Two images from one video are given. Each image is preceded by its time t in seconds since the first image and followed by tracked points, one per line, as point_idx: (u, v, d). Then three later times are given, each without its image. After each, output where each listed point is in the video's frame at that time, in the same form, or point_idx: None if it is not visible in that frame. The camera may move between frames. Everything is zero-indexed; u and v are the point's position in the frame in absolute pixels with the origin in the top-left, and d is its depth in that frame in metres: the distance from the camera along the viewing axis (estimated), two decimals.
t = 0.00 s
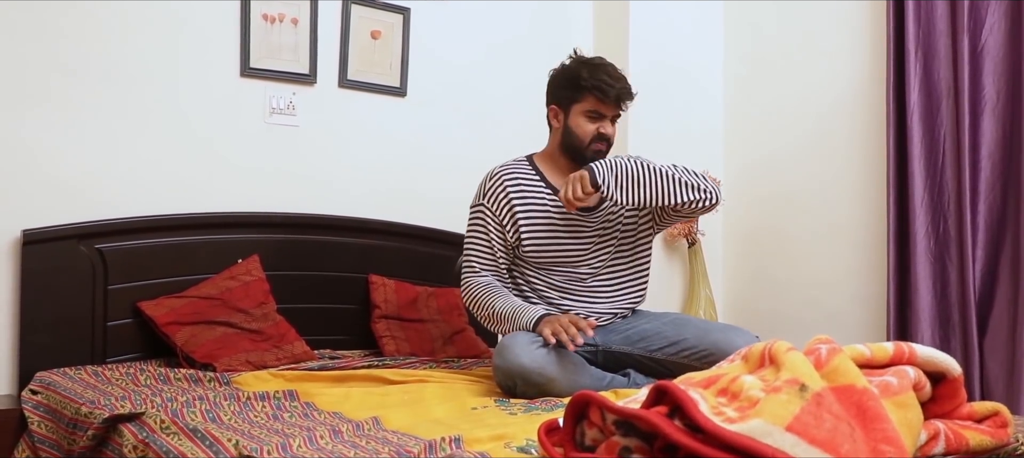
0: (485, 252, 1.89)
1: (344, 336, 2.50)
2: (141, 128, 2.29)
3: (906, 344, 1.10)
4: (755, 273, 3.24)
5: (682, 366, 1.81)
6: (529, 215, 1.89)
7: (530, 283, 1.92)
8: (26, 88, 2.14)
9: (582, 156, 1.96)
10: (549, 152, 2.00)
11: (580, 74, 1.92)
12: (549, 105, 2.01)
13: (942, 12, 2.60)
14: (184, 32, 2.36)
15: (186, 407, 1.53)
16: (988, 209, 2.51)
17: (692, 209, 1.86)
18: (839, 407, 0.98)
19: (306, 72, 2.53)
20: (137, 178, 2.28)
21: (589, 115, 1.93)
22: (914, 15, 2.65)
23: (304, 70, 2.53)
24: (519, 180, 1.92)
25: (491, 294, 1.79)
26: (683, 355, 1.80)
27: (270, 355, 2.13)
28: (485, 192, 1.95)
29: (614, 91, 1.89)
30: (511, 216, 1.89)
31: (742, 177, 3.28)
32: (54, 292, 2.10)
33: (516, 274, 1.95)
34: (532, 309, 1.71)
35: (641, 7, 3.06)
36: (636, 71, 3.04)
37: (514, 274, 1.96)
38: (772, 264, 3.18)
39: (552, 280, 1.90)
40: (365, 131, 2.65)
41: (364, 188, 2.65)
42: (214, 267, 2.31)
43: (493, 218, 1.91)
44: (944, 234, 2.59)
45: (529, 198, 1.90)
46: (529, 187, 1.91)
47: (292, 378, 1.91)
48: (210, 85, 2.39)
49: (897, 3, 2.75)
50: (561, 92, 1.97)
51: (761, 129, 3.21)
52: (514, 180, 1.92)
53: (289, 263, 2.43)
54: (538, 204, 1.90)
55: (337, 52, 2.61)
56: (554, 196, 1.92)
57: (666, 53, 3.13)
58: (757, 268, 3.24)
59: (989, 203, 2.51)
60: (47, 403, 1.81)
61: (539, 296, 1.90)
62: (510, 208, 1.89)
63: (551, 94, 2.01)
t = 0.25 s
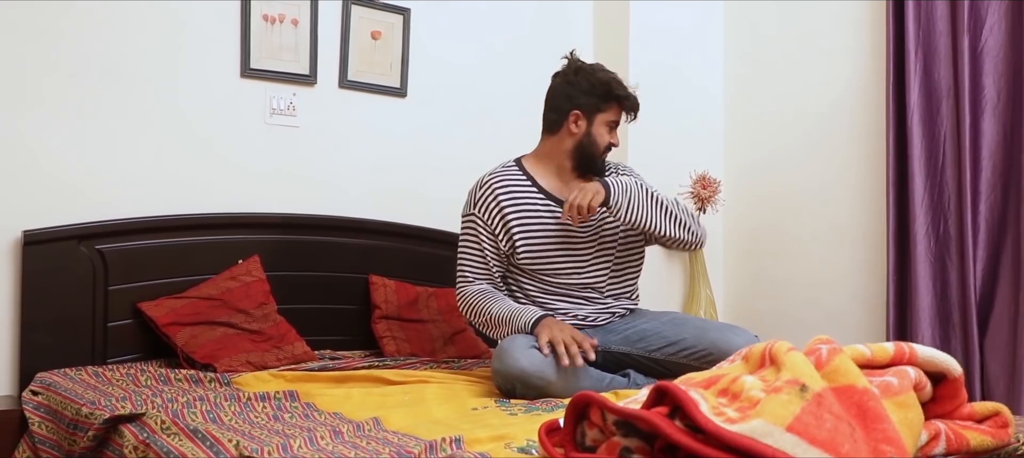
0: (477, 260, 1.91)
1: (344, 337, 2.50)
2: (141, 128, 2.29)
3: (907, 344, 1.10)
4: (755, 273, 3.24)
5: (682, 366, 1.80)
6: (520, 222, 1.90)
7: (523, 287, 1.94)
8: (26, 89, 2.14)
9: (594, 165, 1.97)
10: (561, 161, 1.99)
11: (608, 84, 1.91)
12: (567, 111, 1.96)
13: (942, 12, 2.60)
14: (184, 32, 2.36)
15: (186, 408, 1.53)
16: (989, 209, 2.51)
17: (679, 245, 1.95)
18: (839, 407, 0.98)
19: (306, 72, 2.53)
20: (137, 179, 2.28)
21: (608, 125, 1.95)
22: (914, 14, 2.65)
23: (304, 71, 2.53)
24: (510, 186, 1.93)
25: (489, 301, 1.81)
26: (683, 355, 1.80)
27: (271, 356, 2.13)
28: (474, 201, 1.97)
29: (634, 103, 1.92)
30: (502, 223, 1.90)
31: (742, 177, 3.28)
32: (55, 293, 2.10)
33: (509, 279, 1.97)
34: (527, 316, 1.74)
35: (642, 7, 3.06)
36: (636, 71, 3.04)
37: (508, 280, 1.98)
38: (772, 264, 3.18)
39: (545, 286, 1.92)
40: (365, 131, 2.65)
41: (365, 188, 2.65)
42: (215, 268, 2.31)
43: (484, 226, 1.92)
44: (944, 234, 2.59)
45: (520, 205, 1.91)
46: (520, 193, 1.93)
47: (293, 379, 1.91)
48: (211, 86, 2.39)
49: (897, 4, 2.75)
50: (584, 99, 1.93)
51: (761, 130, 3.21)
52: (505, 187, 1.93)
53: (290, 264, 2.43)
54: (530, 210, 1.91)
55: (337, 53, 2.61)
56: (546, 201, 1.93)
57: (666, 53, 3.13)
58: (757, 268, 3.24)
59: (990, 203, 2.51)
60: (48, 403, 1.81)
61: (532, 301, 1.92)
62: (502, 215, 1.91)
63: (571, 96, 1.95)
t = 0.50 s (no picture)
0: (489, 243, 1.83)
1: (345, 337, 2.50)
2: (142, 128, 2.29)
3: (907, 344, 1.10)
4: (755, 273, 3.24)
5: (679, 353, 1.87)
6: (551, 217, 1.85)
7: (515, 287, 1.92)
8: (27, 88, 2.14)
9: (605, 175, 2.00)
10: (581, 168, 1.94)
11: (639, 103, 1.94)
12: (599, 120, 1.91)
13: (942, 12, 2.60)
14: (184, 32, 2.36)
15: (186, 408, 1.53)
16: (989, 209, 2.51)
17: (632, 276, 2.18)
18: (839, 408, 0.98)
19: (306, 72, 2.53)
20: (137, 179, 2.28)
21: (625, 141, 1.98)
22: (914, 14, 2.65)
23: (304, 71, 2.53)
24: (537, 184, 1.85)
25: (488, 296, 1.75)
26: (680, 343, 1.86)
27: (271, 356, 2.13)
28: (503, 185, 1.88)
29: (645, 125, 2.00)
30: (526, 216, 1.83)
31: (742, 177, 3.28)
32: (55, 292, 2.10)
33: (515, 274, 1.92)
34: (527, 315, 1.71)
35: (642, 7, 3.05)
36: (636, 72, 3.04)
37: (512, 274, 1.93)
38: (772, 264, 3.18)
39: (546, 287, 1.90)
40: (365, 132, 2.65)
41: (365, 188, 2.65)
42: (215, 268, 2.31)
43: (510, 214, 1.83)
44: (944, 234, 2.59)
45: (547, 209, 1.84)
46: (547, 192, 1.86)
47: (293, 379, 1.91)
48: (211, 86, 2.39)
49: (897, 4, 2.75)
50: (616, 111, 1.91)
51: (761, 130, 3.21)
52: (533, 185, 1.84)
53: (290, 264, 2.43)
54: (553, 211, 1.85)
55: (338, 53, 2.61)
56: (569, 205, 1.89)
57: (667, 54, 3.13)
58: (757, 268, 3.24)
59: (990, 203, 2.51)
60: (48, 403, 1.81)
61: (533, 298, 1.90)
62: (534, 206, 1.84)
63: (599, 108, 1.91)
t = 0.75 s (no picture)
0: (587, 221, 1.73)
1: (345, 337, 2.50)
2: (142, 129, 2.29)
3: (907, 344, 1.10)
4: (755, 273, 3.24)
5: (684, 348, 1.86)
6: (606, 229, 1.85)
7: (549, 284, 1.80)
8: (26, 89, 2.14)
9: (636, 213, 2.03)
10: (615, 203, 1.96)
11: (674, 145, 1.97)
12: (635, 161, 1.94)
13: (942, 12, 2.60)
14: (184, 32, 2.36)
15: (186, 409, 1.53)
16: (989, 209, 2.51)
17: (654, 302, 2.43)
18: (839, 408, 0.98)
19: (306, 73, 2.53)
20: (137, 179, 2.28)
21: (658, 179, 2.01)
22: (914, 14, 2.65)
23: (304, 71, 2.53)
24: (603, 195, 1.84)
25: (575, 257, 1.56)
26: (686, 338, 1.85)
27: (271, 356, 2.13)
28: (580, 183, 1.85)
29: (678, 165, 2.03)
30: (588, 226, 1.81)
31: (742, 177, 3.28)
32: (54, 293, 2.10)
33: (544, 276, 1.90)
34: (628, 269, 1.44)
35: (642, 8, 3.06)
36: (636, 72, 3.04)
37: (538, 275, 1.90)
38: (773, 264, 3.18)
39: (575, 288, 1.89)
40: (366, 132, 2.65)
41: (365, 189, 2.65)
42: (215, 268, 2.31)
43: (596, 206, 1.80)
44: (944, 235, 2.59)
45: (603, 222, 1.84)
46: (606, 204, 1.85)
47: (293, 379, 1.91)
48: (211, 86, 2.39)
49: (897, 5, 2.75)
50: (653, 154, 1.95)
51: (761, 130, 3.21)
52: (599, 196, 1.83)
53: (290, 264, 2.43)
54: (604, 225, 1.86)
55: (337, 53, 2.61)
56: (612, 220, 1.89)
57: (667, 54, 3.14)
58: (757, 267, 3.24)
59: (990, 203, 2.51)
60: (47, 404, 1.81)
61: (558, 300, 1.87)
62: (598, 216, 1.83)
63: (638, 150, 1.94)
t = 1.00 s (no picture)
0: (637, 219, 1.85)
1: (344, 336, 2.50)
2: (142, 126, 2.29)
3: (905, 346, 1.10)
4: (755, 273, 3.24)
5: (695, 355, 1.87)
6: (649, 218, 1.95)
7: (601, 280, 1.91)
8: (26, 86, 2.14)
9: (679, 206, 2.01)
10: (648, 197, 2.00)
11: (707, 133, 1.95)
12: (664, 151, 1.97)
13: (942, 14, 2.60)
14: (184, 30, 2.36)
15: (184, 406, 1.53)
16: (988, 211, 2.51)
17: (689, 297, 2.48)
18: (837, 409, 0.98)
19: (306, 71, 2.53)
20: (137, 177, 2.28)
21: (700, 172, 1.99)
22: (914, 16, 2.65)
23: (304, 70, 2.53)
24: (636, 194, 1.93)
25: (670, 235, 1.75)
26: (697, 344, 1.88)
27: (270, 354, 2.13)
28: (620, 176, 1.92)
29: (724, 153, 1.99)
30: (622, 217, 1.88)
31: (742, 177, 3.28)
32: (53, 290, 2.10)
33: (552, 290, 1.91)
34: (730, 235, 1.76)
35: (642, 9, 3.05)
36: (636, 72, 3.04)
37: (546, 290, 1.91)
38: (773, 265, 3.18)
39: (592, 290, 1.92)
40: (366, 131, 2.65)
41: (365, 188, 2.65)
42: (214, 267, 2.31)
43: (639, 197, 1.90)
44: (943, 237, 2.59)
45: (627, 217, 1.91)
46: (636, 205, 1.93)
47: (292, 378, 1.91)
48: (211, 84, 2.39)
49: (898, 7, 2.75)
50: (682, 144, 1.96)
51: (762, 130, 3.22)
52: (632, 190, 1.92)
53: (289, 263, 2.43)
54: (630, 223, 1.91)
55: (338, 52, 2.61)
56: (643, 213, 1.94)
57: (667, 55, 3.14)
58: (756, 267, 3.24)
59: (989, 205, 2.51)
60: (46, 402, 1.81)
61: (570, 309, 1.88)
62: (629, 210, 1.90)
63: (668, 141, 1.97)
